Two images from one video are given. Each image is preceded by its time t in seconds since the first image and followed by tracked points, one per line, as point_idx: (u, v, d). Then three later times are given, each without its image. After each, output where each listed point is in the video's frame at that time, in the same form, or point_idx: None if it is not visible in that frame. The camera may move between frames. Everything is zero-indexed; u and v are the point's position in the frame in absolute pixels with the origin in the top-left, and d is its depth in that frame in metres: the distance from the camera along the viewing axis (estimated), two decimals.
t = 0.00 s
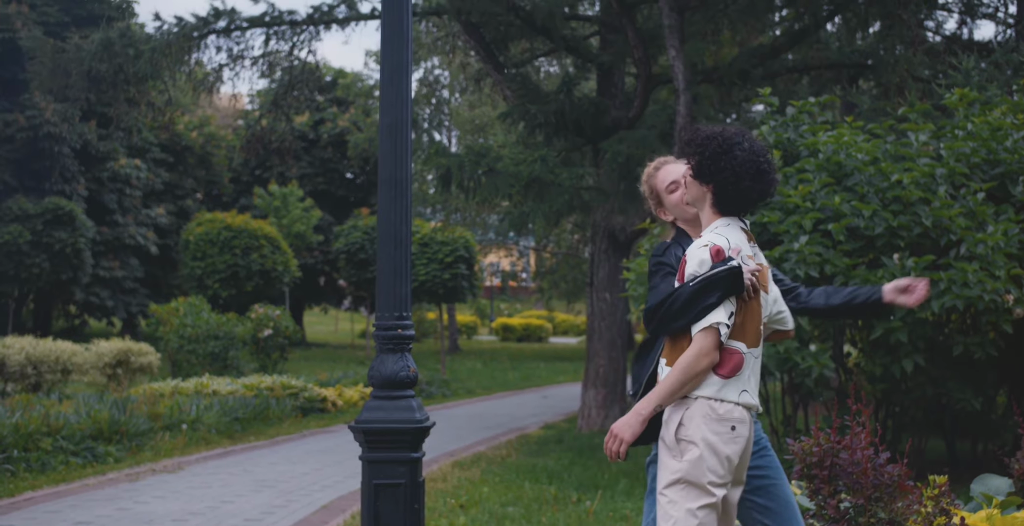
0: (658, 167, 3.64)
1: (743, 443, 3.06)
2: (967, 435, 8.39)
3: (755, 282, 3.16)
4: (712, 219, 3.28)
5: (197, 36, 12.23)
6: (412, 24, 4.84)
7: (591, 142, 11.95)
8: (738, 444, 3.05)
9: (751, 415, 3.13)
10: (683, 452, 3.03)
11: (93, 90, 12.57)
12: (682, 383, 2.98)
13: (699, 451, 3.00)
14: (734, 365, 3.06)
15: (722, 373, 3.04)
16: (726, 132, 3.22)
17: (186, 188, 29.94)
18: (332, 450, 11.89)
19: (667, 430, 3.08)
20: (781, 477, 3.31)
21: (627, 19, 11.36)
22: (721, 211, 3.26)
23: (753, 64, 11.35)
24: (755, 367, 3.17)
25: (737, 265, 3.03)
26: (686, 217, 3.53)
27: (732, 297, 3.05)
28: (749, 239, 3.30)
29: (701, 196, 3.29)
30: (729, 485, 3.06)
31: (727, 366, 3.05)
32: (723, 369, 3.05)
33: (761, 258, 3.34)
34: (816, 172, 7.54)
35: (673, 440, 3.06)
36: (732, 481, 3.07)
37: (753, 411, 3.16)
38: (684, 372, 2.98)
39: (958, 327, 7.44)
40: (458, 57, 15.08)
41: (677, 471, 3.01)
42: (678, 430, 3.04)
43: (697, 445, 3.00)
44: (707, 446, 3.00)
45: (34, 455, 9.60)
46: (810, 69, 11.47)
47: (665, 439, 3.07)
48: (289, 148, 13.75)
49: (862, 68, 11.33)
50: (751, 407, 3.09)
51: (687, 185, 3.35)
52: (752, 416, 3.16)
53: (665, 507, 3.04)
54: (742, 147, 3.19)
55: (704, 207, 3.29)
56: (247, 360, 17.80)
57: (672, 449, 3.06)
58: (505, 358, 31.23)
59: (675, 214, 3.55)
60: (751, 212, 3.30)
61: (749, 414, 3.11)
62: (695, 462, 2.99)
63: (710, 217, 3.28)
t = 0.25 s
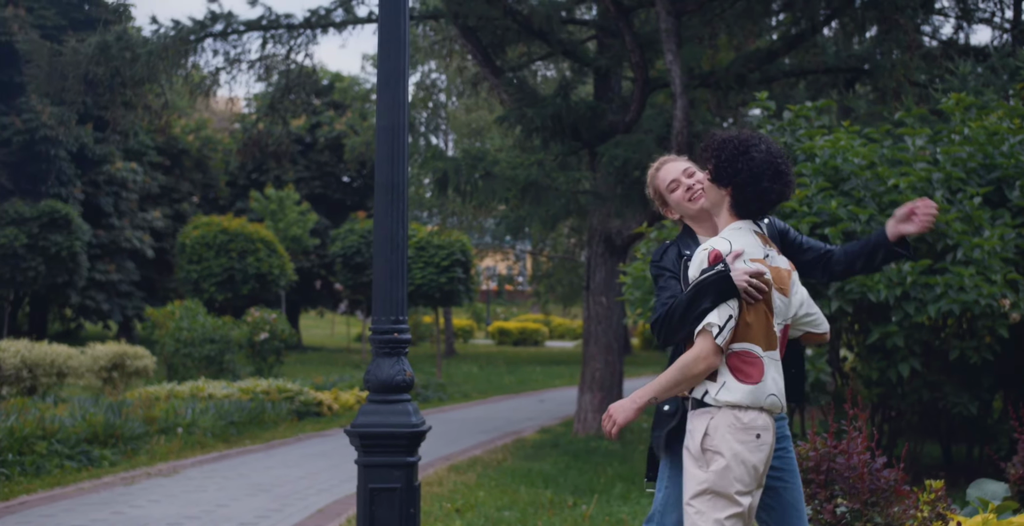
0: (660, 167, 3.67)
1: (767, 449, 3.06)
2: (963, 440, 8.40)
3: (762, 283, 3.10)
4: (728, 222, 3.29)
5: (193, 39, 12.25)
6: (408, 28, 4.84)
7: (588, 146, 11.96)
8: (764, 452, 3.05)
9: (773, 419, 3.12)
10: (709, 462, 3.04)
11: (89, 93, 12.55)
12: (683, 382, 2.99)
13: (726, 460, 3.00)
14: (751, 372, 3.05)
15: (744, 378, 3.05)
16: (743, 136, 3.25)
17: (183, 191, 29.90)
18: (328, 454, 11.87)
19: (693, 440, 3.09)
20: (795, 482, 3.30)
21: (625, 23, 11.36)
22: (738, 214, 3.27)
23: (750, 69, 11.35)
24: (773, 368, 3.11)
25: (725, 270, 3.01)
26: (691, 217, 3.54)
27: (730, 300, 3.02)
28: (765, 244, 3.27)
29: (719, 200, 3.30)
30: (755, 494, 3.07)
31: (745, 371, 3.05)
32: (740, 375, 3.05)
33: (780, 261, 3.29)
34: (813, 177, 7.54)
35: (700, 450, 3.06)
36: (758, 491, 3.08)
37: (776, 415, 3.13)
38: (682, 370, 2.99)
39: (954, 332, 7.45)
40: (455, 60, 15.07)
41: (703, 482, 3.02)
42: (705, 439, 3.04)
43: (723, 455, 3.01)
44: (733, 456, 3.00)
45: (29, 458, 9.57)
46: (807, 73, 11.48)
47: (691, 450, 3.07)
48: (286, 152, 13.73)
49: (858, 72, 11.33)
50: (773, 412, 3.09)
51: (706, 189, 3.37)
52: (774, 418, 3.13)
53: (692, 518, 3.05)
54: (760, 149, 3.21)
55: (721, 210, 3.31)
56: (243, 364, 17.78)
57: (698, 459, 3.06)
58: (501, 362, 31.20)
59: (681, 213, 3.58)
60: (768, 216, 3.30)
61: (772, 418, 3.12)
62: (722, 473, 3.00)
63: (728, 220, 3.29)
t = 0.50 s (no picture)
0: (655, 159, 3.62)
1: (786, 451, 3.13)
2: (948, 439, 8.44)
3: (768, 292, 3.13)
4: (743, 223, 3.32)
5: (181, 38, 12.37)
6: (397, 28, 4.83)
7: (576, 146, 11.96)
8: (783, 454, 3.12)
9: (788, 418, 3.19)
10: (734, 470, 3.08)
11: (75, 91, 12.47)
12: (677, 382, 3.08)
13: (753, 468, 3.05)
14: (765, 377, 3.11)
15: (762, 383, 3.10)
16: (756, 137, 3.28)
17: (169, 191, 29.77)
18: (315, 454, 11.84)
19: (717, 448, 3.11)
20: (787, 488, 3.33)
21: (613, 23, 11.36)
22: (753, 213, 3.29)
23: (737, 69, 11.37)
24: (785, 374, 3.15)
25: (728, 283, 3.04)
26: (691, 212, 3.54)
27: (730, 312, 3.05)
28: (779, 248, 3.28)
29: (735, 199, 3.34)
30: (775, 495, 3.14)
31: (758, 376, 3.11)
32: (757, 380, 3.11)
33: (795, 263, 3.31)
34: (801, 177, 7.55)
35: (729, 459, 3.08)
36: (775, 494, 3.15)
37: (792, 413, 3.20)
38: (676, 373, 3.07)
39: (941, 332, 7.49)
40: (442, 60, 15.05)
41: (732, 490, 3.06)
42: (733, 448, 3.07)
43: (748, 461, 3.06)
44: (759, 463, 3.06)
45: (14, 459, 9.51)
46: (795, 74, 11.50)
47: (718, 458, 3.10)
48: (273, 151, 13.68)
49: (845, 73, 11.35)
50: (790, 412, 3.15)
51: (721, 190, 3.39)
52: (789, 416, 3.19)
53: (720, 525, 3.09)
54: (774, 150, 3.24)
55: (737, 209, 3.34)
56: (230, 364, 17.72)
57: (723, 466, 3.09)
58: (488, 362, 31.18)
59: (676, 208, 3.56)
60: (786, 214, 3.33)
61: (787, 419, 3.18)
62: (749, 480, 3.05)
63: (743, 221, 3.32)
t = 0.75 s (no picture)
0: (651, 156, 3.59)
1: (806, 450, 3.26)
2: (931, 437, 8.49)
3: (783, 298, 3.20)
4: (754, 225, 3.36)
5: (164, 36, 12.30)
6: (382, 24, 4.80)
7: (559, 145, 11.95)
8: (805, 453, 3.25)
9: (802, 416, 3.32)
10: (769, 475, 3.15)
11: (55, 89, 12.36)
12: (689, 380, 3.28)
13: (788, 472, 3.15)
14: (785, 379, 3.21)
15: (783, 384, 3.21)
16: (767, 137, 3.33)
17: (152, 190, 29.58)
18: (299, 453, 11.79)
19: (749, 455, 3.17)
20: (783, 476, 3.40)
21: (597, 22, 11.35)
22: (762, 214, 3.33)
23: (721, 68, 11.39)
24: (801, 376, 3.27)
25: (739, 295, 3.13)
26: (683, 213, 3.55)
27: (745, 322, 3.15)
28: (791, 253, 3.34)
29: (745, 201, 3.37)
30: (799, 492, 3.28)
31: (778, 380, 3.22)
32: (778, 381, 3.22)
33: (806, 267, 3.37)
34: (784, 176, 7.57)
35: (763, 466, 3.15)
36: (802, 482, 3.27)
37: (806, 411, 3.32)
38: (689, 372, 3.26)
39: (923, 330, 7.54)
40: (426, 59, 15.00)
41: (770, 495, 3.14)
42: (768, 455, 3.14)
43: (783, 466, 3.15)
44: (791, 465, 3.17)
45: None
46: (778, 73, 11.52)
47: (752, 466, 3.15)
48: (255, 150, 13.61)
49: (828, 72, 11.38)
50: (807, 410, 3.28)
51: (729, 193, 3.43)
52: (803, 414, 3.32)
53: None
54: (785, 149, 3.30)
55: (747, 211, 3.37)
56: (212, 363, 17.63)
57: (757, 472, 3.16)
58: (472, 361, 31.14)
59: (671, 208, 3.56)
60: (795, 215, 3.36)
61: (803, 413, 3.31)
62: (786, 484, 3.14)
63: (753, 227, 3.35)
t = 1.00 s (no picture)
0: (652, 156, 3.49)
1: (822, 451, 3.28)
2: (913, 439, 8.52)
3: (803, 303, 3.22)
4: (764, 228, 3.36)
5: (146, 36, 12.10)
6: (367, 25, 4.79)
7: (543, 146, 11.95)
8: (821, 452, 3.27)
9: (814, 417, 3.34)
10: (792, 476, 3.15)
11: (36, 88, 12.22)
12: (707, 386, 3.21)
13: (809, 471, 3.16)
14: (804, 382, 3.22)
15: (802, 386, 3.22)
16: (781, 140, 3.31)
17: (133, 190, 29.39)
18: (281, 455, 11.72)
19: (770, 457, 3.15)
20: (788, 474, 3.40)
21: (581, 23, 11.35)
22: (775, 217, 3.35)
23: (704, 71, 11.41)
24: (816, 379, 3.29)
25: (770, 300, 3.09)
26: (679, 214, 3.45)
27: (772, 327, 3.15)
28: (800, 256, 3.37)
29: (755, 203, 3.36)
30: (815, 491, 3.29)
31: (797, 384, 3.22)
32: (797, 384, 3.22)
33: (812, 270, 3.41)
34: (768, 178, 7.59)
35: (785, 467, 3.14)
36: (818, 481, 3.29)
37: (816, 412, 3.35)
38: (709, 379, 3.18)
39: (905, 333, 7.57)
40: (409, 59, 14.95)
41: (795, 496, 3.14)
42: (790, 456, 3.14)
43: (803, 467, 3.15)
44: (811, 464, 3.17)
45: None
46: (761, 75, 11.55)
47: (774, 468, 3.14)
48: (237, 151, 13.54)
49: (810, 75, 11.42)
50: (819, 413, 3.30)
51: (738, 196, 3.40)
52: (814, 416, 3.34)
53: None
54: (799, 151, 3.30)
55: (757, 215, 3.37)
56: (194, 365, 17.52)
57: (779, 474, 3.15)
58: (454, 362, 31.08)
59: (668, 208, 3.46)
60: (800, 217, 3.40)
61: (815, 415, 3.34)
62: (809, 484, 3.15)
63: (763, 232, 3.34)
